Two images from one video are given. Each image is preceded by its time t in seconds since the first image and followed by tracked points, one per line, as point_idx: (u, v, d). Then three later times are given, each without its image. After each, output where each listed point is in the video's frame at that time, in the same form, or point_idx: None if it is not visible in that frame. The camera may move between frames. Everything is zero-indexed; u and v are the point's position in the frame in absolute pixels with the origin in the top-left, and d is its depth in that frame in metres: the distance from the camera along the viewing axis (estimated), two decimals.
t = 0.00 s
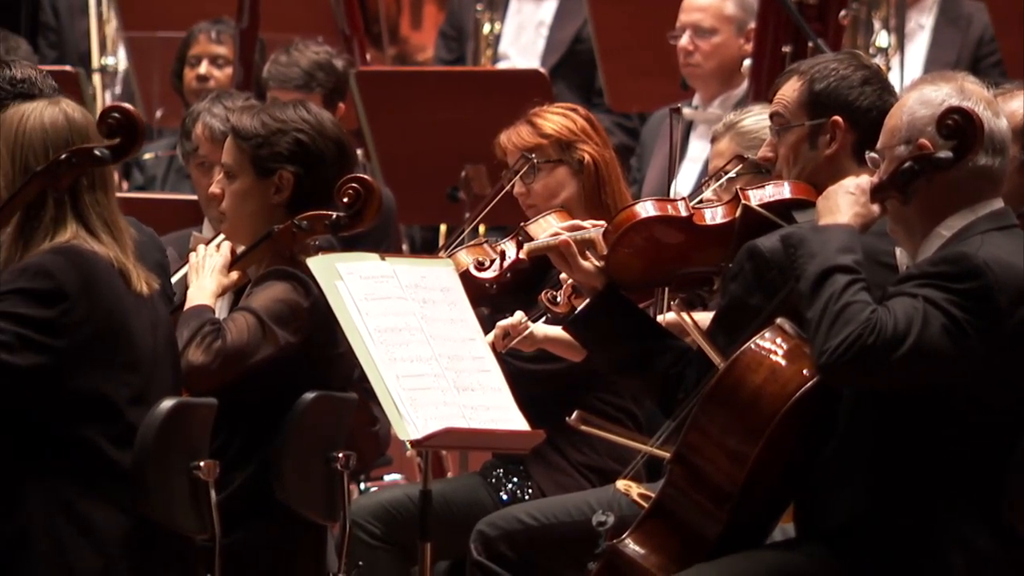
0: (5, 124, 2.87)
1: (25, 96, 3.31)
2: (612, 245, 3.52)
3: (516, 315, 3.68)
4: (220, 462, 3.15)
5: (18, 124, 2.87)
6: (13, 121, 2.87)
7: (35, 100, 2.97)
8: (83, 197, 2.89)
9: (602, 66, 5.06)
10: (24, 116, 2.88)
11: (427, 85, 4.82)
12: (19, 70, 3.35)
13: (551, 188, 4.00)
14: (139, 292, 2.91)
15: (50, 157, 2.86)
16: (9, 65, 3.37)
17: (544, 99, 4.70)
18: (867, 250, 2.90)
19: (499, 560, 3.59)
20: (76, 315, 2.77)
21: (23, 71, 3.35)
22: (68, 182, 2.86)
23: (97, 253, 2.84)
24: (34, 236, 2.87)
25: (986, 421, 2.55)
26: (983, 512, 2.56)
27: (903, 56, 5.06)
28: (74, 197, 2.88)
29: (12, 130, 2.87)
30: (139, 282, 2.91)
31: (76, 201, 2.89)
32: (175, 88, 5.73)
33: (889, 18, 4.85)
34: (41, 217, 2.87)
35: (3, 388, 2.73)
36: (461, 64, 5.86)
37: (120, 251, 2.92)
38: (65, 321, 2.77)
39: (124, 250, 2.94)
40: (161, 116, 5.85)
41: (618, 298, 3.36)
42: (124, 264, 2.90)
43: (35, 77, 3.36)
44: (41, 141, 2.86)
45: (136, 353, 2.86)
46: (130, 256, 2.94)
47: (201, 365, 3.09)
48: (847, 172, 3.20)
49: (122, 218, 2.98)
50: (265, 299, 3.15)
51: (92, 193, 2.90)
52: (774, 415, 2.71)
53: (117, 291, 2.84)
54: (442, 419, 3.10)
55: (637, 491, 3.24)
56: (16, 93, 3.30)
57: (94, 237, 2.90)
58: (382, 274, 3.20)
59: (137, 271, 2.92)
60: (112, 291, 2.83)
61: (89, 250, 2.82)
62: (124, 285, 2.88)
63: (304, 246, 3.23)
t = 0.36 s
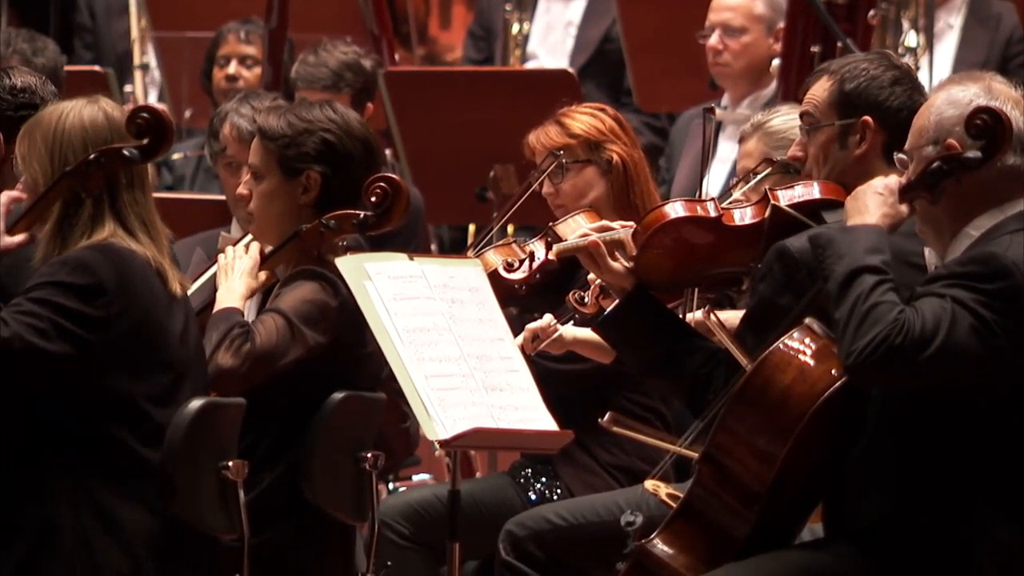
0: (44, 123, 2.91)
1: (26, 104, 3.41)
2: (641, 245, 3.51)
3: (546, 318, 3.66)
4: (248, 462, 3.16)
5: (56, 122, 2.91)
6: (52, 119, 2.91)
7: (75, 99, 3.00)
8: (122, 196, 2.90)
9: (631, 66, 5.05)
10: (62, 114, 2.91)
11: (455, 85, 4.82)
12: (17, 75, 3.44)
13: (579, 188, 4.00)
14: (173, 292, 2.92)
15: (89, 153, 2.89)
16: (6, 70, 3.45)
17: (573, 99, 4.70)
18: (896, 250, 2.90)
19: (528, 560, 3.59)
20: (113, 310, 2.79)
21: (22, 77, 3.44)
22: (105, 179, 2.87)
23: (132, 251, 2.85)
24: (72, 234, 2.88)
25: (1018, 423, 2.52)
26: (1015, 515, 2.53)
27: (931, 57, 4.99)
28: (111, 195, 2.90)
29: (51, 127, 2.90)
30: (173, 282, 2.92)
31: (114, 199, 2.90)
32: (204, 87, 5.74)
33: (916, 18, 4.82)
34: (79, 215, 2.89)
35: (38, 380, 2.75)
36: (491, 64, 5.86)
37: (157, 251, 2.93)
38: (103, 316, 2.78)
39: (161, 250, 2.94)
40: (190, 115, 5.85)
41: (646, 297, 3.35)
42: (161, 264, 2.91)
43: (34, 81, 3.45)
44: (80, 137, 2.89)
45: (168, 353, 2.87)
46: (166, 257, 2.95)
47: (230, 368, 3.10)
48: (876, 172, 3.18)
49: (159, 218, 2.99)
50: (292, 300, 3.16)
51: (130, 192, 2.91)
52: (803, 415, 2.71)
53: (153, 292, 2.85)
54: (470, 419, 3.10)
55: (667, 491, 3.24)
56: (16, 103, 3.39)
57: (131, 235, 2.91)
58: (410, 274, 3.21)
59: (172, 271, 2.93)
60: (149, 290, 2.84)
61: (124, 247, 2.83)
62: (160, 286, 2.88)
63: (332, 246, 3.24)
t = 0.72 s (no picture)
0: (61, 126, 2.92)
1: (36, 103, 3.27)
2: (668, 246, 3.49)
3: (571, 321, 3.66)
4: (274, 462, 3.16)
5: (74, 124, 2.92)
6: (70, 121, 2.92)
7: (91, 100, 3.02)
8: (143, 195, 2.92)
9: (657, 66, 5.05)
10: (80, 116, 2.92)
11: (481, 85, 4.82)
12: (26, 72, 3.30)
13: (605, 189, 4.00)
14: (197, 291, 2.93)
15: (110, 153, 2.91)
16: (13, 65, 3.31)
17: (599, 99, 4.70)
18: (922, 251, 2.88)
19: (553, 560, 3.59)
20: (143, 307, 2.80)
21: (32, 74, 3.30)
22: (127, 179, 2.89)
23: (157, 248, 2.85)
24: (95, 233, 2.89)
25: None
26: None
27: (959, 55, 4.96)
28: (133, 195, 2.91)
29: (69, 129, 2.92)
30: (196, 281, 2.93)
31: (135, 198, 2.91)
32: (230, 87, 5.75)
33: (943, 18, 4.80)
34: (101, 215, 2.90)
35: (73, 377, 2.77)
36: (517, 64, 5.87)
37: (179, 250, 2.94)
38: (133, 312, 2.79)
39: (182, 248, 2.96)
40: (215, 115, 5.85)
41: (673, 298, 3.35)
42: (184, 262, 2.92)
43: (44, 77, 3.31)
44: (100, 138, 2.91)
45: (193, 352, 2.88)
46: (188, 255, 2.96)
47: (253, 382, 3.10)
48: (904, 172, 3.16)
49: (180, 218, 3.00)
50: (316, 304, 3.16)
51: (151, 191, 2.93)
52: (828, 415, 2.70)
53: (176, 292, 2.85)
54: (496, 419, 3.10)
55: (692, 491, 3.24)
56: (27, 102, 3.25)
57: (154, 234, 2.92)
58: (436, 274, 3.21)
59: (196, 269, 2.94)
60: (173, 290, 2.84)
61: (149, 244, 2.84)
62: (185, 283, 2.89)
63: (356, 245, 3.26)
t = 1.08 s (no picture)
0: (91, 125, 2.94)
1: (78, 106, 3.42)
2: (699, 244, 3.48)
3: (600, 322, 3.64)
4: (305, 462, 3.18)
5: (104, 123, 2.94)
6: (100, 120, 2.94)
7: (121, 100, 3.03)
8: (172, 195, 2.93)
9: (688, 66, 5.03)
10: (110, 115, 2.94)
11: (511, 85, 4.82)
12: (70, 69, 3.44)
13: (636, 188, 3.99)
14: (226, 291, 2.93)
15: (140, 153, 2.92)
16: (57, 60, 3.45)
17: (629, 99, 4.69)
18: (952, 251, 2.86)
19: (584, 560, 3.58)
20: (173, 307, 2.81)
21: (75, 72, 3.45)
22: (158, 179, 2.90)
23: (187, 247, 2.86)
24: (124, 233, 2.91)
25: None
26: None
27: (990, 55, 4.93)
28: (162, 194, 2.92)
29: (99, 129, 2.93)
30: (225, 281, 2.94)
31: (165, 198, 2.93)
32: (261, 87, 5.77)
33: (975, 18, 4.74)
34: (132, 215, 2.91)
35: (103, 377, 2.77)
36: (547, 64, 5.87)
37: (210, 250, 2.94)
38: (164, 312, 2.80)
39: (212, 248, 2.96)
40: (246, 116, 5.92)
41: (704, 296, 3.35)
42: (215, 262, 2.93)
43: (85, 76, 3.46)
44: (130, 137, 2.92)
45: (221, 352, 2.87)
46: (217, 255, 2.97)
47: (284, 386, 3.11)
48: (937, 170, 3.16)
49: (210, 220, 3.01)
50: (346, 307, 3.17)
51: (180, 192, 2.94)
52: (859, 413, 2.69)
53: (207, 292, 2.86)
54: (527, 419, 3.09)
55: (721, 491, 3.22)
56: (69, 106, 3.41)
57: (183, 234, 2.93)
58: (466, 274, 3.21)
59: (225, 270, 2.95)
60: (201, 291, 2.84)
61: (179, 244, 2.84)
62: (215, 285, 2.89)
63: (385, 244, 3.26)
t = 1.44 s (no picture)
0: (135, 121, 2.94)
1: (123, 105, 3.46)
2: (731, 243, 3.45)
3: (632, 320, 3.68)
4: (337, 462, 3.19)
5: (148, 119, 2.94)
6: (144, 116, 2.94)
7: (167, 96, 3.04)
8: (212, 196, 2.93)
9: (721, 65, 5.02)
10: (155, 111, 2.94)
11: (544, 84, 4.82)
12: (118, 67, 3.49)
13: (668, 187, 3.98)
14: (264, 292, 2.94)
15: (181, 151, 2.92)
16: (105, 57, 3.50)
17: (662, 98, 4.68)
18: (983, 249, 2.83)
19: (616, 559, 3.57)
20: (207, 306, 2.80)
21: (123, 70, 3.49)
22: (196, 178, 2.90)
23: (222, 246, 2.85)
24: (162, 231, 2.91)
25: None
26: None
27: None
28: (202, 193, 2.92)
29: (143, 125, 2.93)
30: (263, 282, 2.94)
31: (204, 198, 2.93)
32: (293, 87, 5.79)
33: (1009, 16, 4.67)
34: (170, 213, 2.91)
35: (132, 376, 2.76)
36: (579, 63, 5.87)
37: (246, 250, 2.95)
38: (198, 311, 2.79)
39: (249, 248, 2.96)
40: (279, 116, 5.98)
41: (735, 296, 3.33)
42: (251, 262, 2.93)
43: (133, 74, 3.50)
44: (172, 135, 2.92)
45: (256, 353, 2.87)
46: (255, 256, 2.97)
47: (315, 385, 3.10)
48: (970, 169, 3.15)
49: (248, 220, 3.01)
50: (377, 306, 3.17)
51: (220, 193, 2.94)
52: (887, 414, 2.69)
53: (242, 292, 2.85)
54: (559, 418, 3.10)
55: (752, 491, 3.20)
56: (114, 103, 3.45)
57: (222, 235, 2.93)
58: (497, 273, 3.21)
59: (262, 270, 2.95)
60: (235, 292, 2.84)
61: (214, 243, 2.84)
62: (250, 285, 2.89)
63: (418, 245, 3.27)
